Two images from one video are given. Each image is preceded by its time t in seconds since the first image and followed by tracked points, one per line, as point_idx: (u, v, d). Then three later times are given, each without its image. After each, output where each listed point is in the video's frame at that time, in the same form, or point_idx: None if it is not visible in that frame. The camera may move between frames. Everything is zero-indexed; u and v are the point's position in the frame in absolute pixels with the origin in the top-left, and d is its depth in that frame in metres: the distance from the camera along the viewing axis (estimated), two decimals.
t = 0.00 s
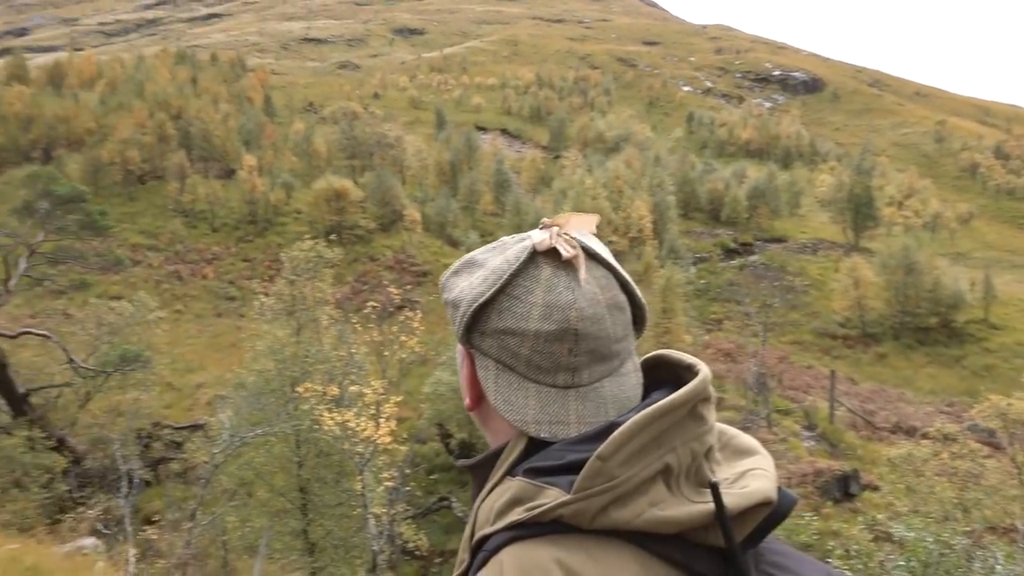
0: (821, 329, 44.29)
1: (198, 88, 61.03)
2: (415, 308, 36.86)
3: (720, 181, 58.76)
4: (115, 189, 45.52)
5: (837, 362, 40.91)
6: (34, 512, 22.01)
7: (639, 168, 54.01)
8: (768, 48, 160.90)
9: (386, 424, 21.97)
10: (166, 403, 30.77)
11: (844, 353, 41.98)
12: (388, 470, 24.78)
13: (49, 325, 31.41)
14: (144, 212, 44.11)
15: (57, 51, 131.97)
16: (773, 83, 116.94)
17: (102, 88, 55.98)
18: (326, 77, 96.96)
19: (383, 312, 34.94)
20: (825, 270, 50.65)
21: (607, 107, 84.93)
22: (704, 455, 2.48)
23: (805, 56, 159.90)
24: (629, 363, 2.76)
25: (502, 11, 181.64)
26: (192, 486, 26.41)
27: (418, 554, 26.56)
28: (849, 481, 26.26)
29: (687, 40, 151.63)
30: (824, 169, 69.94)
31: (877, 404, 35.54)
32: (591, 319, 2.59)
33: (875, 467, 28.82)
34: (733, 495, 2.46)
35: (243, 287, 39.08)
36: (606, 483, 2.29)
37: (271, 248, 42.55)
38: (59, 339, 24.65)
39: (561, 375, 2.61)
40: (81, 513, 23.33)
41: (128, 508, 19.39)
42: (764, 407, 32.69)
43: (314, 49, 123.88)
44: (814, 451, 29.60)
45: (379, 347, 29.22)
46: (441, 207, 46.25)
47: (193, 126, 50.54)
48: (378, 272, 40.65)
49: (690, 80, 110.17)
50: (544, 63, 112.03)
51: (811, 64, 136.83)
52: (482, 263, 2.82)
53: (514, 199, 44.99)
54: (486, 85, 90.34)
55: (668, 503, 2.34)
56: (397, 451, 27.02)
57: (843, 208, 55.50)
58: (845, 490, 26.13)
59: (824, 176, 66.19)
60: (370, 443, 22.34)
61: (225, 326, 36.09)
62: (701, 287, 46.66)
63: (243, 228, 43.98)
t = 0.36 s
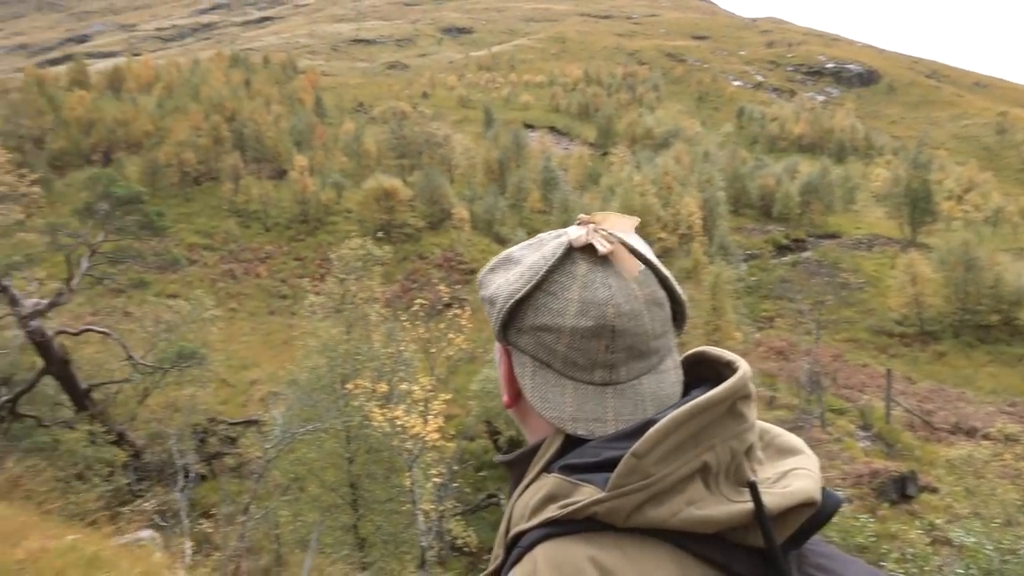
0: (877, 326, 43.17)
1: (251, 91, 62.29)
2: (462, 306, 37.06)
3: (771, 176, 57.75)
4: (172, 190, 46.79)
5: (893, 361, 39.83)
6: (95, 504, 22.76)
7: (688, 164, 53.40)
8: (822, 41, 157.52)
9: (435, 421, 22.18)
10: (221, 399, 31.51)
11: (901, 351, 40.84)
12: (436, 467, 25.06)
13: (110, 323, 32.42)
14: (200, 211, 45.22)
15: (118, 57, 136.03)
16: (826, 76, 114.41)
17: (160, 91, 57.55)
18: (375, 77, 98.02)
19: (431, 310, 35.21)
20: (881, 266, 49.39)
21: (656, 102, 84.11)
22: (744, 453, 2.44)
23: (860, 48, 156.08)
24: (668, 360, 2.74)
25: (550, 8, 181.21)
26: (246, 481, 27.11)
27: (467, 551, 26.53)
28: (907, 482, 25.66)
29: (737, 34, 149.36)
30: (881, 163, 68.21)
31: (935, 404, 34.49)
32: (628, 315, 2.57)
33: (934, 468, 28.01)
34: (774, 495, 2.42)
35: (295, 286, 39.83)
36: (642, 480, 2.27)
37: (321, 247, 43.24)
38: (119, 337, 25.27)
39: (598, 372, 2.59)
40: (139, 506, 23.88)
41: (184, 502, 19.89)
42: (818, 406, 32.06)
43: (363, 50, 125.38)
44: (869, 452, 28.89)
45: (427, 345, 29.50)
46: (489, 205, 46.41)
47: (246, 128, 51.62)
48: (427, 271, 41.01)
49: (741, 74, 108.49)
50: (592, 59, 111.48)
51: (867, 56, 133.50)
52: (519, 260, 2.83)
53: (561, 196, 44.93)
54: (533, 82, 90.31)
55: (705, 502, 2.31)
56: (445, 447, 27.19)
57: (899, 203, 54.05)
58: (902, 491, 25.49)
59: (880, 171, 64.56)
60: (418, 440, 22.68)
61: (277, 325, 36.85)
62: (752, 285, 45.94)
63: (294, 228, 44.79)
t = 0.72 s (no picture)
0: (924, 324, 42.18)
1: (292, 91, 63.15)
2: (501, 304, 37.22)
3: (814, 172, 56.79)
4: (216, 190, 47.74)
5: (941, 360, 38.87)
6: (141, 498, 23.32)
7: (729, 160, 52.76)
8: (867, 34, 154.33)
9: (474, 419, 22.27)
10: (263, 396, 32.05)
11: (949, 350, 39.84)
12: (475, 464, 25.12)
13: (156, 320, 33.18)
14: (243, 211, 46.05)
15: (164, 60, 139.04)
16: (872, 69, 112.03)
17: (204, 93, 58.69)
18: (414, 77, 98.65)
19: (471, 308, 35.36)
20: (928, 263, 48.24)
21: (697, 98, 83.27)
22: (779, 451, 2.43)
23: (907, 40, 152.51)
24: (703, 358, 2.73)
25: (589, 5, 180.29)
26: (288, 477, 27.62)
27: (504, 548, 26.60)
28: (954, 483, 25.07)
29: (779, 28, 147.09)
30: (928, 158, 66.58)
31: (984, 404, 33.59)
32: (660, 312, 2.59)
33: (982, 470, 27.30)
34: (809, 496, 2.37)
35: (335, 285, 40.34)
36: (672, 479, 2.26)
37: (361, 246, 43.69)
38: (165, 334, 25.82)
39: (629, 370, 2.61)
40: (184, 501, 24.32)
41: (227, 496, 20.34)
42: (861, 406, 31.46)
43: (402, 50, 126.35)
44: (915, 452, 28.28)
45: (466, 342, 29.64)
46: (527, 202, 46.41)
47: (288, 128, 52.36)
48: (465, 269, 41.18)
49: (783, 69, 106.86)
50: (631, 55, 110.78)
51: (914, 49, 130.40)
52: (552, 257, 2.86)
53: (600, 194, 44.72)
54: (572, 80, 90.04)
55: (737, 501, 2.29)
56: (484, 445, 27.29)
57: (947, 198, 52.71)
58: (949, 493, 24.91)
59: (927, 165, 63.04)
60: (457, 438, 22.66)
61: (318, 323, 37.39)
62: (794, 282, 45.24)
63: (335, 227, 45.32)
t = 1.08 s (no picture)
0: (967, 325, 41.27)
1: (328, 93, 63.76)
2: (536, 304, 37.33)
3: (853, 170, 55.87)
4: (254, 191, 48.49)
5: (985, 361, 38.00)
6: (181, 495, 23.81)
7: (766, 158, 52.12)
8: (908, 30, 151.33)
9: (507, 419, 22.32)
10: (300, 395, 32.45)
11: (993, 351, 38.92)
12: (510, 464, 25.08)
13: (196, 320, 33.79)
14: (280, 213, 46.69)
15: (203, 64, 141.46)
16: (913, 65, 109.80)
17: (243, 97, 59.62)
18: (449, 78, 99.03)
19: (506, 308, 35.41)
20: (972, 262, 47.17)
21: (733, 96, 82.36)
22: (810, 456, 2.44)
23: (950, 35, 149.18)
24: (733, 361, 2.76)
25: (624, 4, 179.34)
26: (324, 475, 27.90)
27: (539, 549, 26.67)
28: (998, 487, 24.65)
29: (817, 26, 144.87)
30: (972, 155, 65.09)
31: None
32: (689, 316, 2.63)
33: None
34: (841, 501, 2.38)
35: (371, 285, 40.72)
36: (700, 485, 2.30)
37: (396, 246, 44.02)
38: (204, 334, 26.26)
39: (657, 374, 2.65)
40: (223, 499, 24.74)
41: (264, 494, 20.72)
42: (902, 407, 30.91)
43: (437, 50, 126.93)
44: (958, 455, 27.72)
45: (501, 342, 29.66)
46: (561, 202, 46.37)
47: (324, 130, 52.92)
48: (499, 269, 41.29)
49: (821, 66, 105.24)
50: (666, 54, 110.00)
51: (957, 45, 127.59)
52: (581, 261, 2.91)
53: (634, 193, 44.50)
54: (607, 79, 89.67)
55: (766, 508, 2.32)
56: (519, 445, 27.31)
57: (991, 196, 51.49)
58: (993, 497, 24.43)
59: (971, 163, 61.64)
60: (492, 438, 22.54)
61: (353, 323, 37.77)
62: (833, 282, 44.57)
63: (370, 227, 45.71)
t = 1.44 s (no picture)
0: (1010, 328, 40.34)
1: (362, 97, 64.31)
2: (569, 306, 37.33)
3: (891, 170, 54.93)
4: (289, 195, 49.08)
5: None
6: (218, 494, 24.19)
7: (803, 158, 51.42)
8: (947, 27, 148.49)
9: (541, 422, 22.30)
10: (335, 396, 32.75)
11: None
12: (543, 467, 25.11)
13: (232, 322, 34.29)
14: (315, 215, 47.22)
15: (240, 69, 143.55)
16: (953, 63, 107.64)
17: (278, 101, 60.37)
18: (481, 80, 99.32)
19: (539, 311, 35.40)
20: (1016, 264, 46.13)
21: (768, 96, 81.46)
22: (847, 465, 2.43)
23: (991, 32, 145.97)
24: (768, 368, 2.74)
25: (656, 5, 178.36)
26: (358, 476, 28.10)
27: (572, 553, 26.72)
28: None
29: (854, 24, 142.74)
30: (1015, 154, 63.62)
31: None
32: (723, 322, 2.62)
33: None
34: (878, 510, 2.35)
35: (404, 287, 40.99)
36: (734, 493, 2.28)
37: (429, 248, 44.23)
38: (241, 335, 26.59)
39: (691, 380, 2.65)
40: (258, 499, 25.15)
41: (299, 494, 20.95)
42: (943, 412, 30.34)
43: (469, 53, 127.36)
44: (1001, 461, 27.17)
45: (534, 344, 29.62)
46: (594, 204, 46.24)
47: (358, 133, 53.39)
48: (532, 270, 41.30)
49: (858, 65, 103.69)
50: (699, 54, 109.18)
51: (999, 42, 124.89)
52: (614, 265, 2.92)
53: (668, 194, 44.19)
54: (640, 80, 89.20)
55: (802, 517, 2.30)
56: (552, 448, 27.26)
57: None
58: None
59: (1014, 162, 60.24)
60: (525, 440, 22.61)
61: (387, 325, 38.04)
62: (871, 284, 43.87)
63: (404, 230, 45.98)
